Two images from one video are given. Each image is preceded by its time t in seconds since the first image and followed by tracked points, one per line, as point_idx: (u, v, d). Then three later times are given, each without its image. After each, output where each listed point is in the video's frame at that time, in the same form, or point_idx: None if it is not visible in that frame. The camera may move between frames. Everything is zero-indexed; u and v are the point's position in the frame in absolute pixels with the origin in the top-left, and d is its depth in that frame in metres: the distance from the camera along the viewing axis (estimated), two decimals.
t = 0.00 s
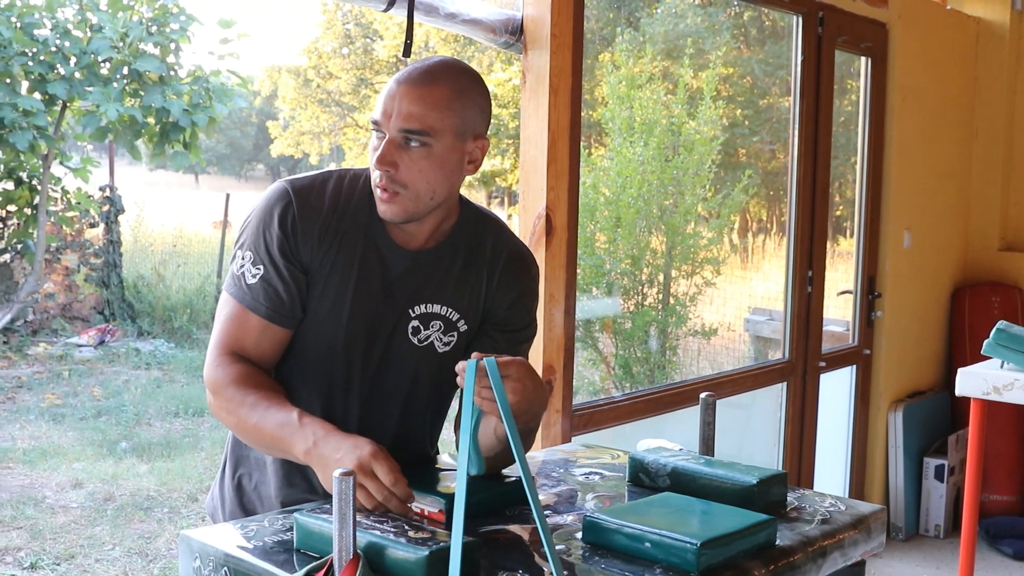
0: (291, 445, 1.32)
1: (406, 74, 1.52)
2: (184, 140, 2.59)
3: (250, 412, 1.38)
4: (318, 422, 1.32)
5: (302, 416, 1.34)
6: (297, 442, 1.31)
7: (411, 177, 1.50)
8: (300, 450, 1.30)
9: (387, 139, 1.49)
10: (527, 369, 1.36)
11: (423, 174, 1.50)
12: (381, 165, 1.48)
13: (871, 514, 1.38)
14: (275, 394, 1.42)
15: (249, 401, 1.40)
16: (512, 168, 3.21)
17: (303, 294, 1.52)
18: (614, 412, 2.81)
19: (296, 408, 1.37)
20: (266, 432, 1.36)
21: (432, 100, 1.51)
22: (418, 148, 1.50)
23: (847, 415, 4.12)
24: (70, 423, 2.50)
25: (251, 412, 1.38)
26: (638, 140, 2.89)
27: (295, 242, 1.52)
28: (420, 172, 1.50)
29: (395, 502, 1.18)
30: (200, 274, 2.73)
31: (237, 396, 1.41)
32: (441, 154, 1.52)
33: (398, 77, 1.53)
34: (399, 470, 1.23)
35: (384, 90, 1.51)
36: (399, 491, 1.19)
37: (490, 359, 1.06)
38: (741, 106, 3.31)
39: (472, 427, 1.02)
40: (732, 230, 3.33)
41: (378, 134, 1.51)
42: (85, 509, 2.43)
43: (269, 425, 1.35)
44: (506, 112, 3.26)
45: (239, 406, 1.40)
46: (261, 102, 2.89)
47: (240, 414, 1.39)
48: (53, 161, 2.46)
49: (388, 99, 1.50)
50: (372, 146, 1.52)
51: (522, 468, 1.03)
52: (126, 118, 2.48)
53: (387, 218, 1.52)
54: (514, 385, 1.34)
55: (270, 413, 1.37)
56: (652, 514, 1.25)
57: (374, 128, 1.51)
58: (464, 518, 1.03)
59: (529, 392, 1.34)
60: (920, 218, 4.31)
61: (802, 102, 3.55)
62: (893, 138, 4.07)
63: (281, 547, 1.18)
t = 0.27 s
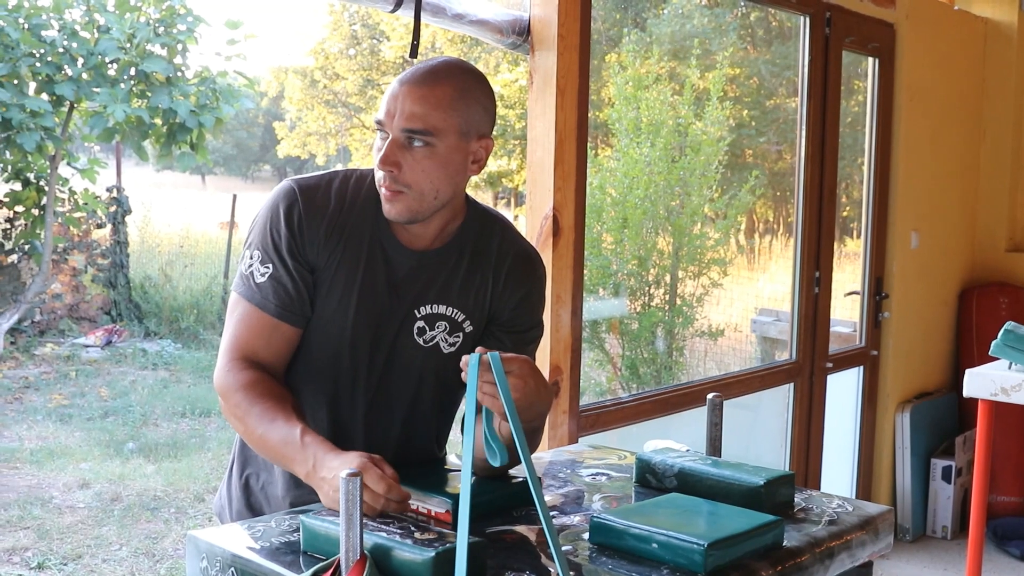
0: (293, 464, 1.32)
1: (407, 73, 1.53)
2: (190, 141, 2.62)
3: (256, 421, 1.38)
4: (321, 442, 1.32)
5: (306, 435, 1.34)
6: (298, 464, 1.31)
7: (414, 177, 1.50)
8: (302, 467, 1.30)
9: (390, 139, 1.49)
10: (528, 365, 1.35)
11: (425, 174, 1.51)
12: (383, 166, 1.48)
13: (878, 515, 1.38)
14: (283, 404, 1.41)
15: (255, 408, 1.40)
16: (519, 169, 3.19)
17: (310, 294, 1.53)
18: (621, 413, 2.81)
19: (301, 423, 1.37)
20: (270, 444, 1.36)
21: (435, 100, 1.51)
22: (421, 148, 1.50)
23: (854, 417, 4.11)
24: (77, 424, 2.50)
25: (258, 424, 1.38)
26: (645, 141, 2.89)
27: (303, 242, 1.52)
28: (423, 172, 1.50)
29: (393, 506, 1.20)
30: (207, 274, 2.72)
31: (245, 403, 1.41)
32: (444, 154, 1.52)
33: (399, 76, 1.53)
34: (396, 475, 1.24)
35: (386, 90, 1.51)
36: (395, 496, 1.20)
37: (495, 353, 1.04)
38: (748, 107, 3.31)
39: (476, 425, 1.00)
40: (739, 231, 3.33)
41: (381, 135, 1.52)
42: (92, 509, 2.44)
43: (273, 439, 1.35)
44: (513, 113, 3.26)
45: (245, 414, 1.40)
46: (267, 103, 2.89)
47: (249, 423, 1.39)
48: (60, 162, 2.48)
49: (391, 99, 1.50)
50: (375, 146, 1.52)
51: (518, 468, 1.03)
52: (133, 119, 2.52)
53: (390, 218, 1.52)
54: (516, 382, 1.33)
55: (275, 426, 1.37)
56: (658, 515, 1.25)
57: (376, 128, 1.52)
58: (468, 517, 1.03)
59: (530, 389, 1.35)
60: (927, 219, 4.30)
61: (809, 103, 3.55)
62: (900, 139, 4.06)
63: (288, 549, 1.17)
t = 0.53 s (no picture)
0: (296, 465, 1.32)
1: (413, 72, 1.53)
2: (193, 141, 2.62)
3: (261, 423, 1.38)
4: (323, 444, 1.32)
5: (309, 437, 1.34)
6: (301, 465, 1.31)
7: (422, 177, 1.50)
8: (304, 469, 1.30)
9: (397, 138, 1.49)
10: (532, 362, 1.37)
11: (433, 173, 1.51)
12: (390, 166, 1.48)
13: (882, 516, 1.38)
14: (287, 406, 1.42)
15: (260, 410, 1.40)
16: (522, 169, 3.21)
17: (315, 294, 1.53)
18: (624, 413, 2.81)
19: (305, 425, 1.37)
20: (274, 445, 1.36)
21: (442, 99, 1.51)
22: (429, 147, 1.50)
23: (857, 417, 4.11)
24: (81, 424, 2.50)
25: (262, 425, 1.38)
26: (647, 141, 2.89)
27: (308, 241, 1.52)
28: (431, 171, 1.50)
29: (390, 503, 1.19)
30: (210, 274, 2.73)
31: (251, 404, 1.41)
32: (452, 153, 1.52)
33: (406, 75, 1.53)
34: (395, 473, 1.23)
35: (393, 89, 1.51)
36: (393, 494, 1.20)
37: (501, 349, 1.02)
38: (751, 107, 3.30)
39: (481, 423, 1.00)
40: (742, 231, 3.32)
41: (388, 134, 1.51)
42: (95, 509, 2.44)
43: (277, 440, 1.35)
44: (515, 113, 3.26)
45: (250, 415, 1.40)
46: (270, 103, 2.90)
47: (253, 424, 1.39)
48: (63, 162, 2.47)
49: (398, 98, 1.50)
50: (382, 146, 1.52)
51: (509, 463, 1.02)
52: (136, 119, 2.52)
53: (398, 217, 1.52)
54: (519, 379, 1.35)
55: (279, 428, 1.37)
56: (661, 515, 1.25)
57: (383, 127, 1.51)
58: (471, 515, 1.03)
59: (534, 386, 1.35)
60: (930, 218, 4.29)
61: (812, 104, 3.55)
62: (903, 139, 4.06)
63: (291, 550, 1.17)
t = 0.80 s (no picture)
0: (297, 464, 1.32)
1: (418, 68, 1.54)
2: (195, 139, 2.61)
3: (263, 422, 1.39)
4: (324, 442, 1.32)
5: (310, 435, 1.34)
6: (302, 463, 1.31)
7: (426, 172, 1.50)
8: (305, 468, 1.30)
9: (402, 133, 1.50)
10: (530, 359, 1.37)
11: (437, 168, 1.51)
12: (395, 160, 1.48)
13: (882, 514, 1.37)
14: (289, 405, 1.42)
15: (262, 410, 1.40)
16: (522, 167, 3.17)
17: (315, 295, 1.53)
18: (624, 411, 2.81)
19: (305, 424, 1.37)
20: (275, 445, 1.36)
21: (447, 94, 1.52)
22: (433, 142, 1.50)
23: (857, 415, 4.11)
24: (81, 421, 2.50)
25: (263, 425, 1.38)
26: (648, 139, 2.89)
27: (307, 241, 1.52)
28: (435, 167, 1.51)
29: (391, 499, 1.19)
30: (211, 272, 2.73)
31: (253, 404, 1.41)
32: (456, 149, 1.52)
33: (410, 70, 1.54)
34: (393, 470, 1.23)
35: (399, 84, 1.52)
36: (393, 490, 1.19)
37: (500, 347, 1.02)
38: (751, 105, 3.30)
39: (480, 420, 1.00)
40: (742, 229, 3.32)
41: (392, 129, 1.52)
42: (96, 507, 2.44)
43: (279, 439, 1.36)
44: (516, 111, 3.26)
45: (252, 415, 1.40)
46: (271, 101, 2.89)
47: (255, 424, 1.40)
48: (64, 159, 2.49)
49: (403, 93, 1.50)
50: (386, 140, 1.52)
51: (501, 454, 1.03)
52: (136, 117, 2.51)
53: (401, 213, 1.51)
54: (518, 376, 1.35)
55: (280, 427, 1.37)
56: (661, 513, 1.25)
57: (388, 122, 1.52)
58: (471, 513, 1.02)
59: (533, 383, 1.36)
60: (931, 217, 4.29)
61: (812, 102, 3.55)
62: (904, 137, 4.05)
63: (291, 547, 1.17)
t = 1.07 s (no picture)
0: (295, 465, 1.32)
1: (427, 63, 1.55)
2: (193, 139, 2.61)
3: (262, 424, 1.39)
4: (322, 443, 1.32)
5: (308, 436, 1.34)
6: (300, 464, 1.31)
7: (431, 164, 1.51)
8: (303, 469, 1.30)
9: (408, 125, 1.51)
10: (525, 358, 1.36)
11: (441, 162, 1.52)
12: (400, 151, 1.49)
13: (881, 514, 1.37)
14: (288, 407, 1.42)
15: (261, 412, 1.40)
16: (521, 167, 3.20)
17: (315, 298, 1.53)
18: (623, 411, 2.81)
19: (304, 425, 1.37)
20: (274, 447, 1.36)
21: (454, 89, 1.54)
22: (439, 135, 1.52)
23: (856, 415, 4.11)
24: (80, 421, 2.50)
25: (262, 427, 1.38)
26: (646, 139, 2.89)
27: (306, 243, 1.52)
28: (440, 160, 1.52)
29: (389, 500, 1.19)
30: (209, 272, 2.72)
31: (251, 406, 1.41)
32: (461, 143, 1.54)
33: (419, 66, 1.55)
34: (392, 470, 1.23)
35: (406, 77, 1.53)
36: (391, 490, 1.19)
37: (495, 346, 1.02)
38: (750, 105, 3.30)
39: (477, 419, 1.00)
40: (741, 229, 3.33)
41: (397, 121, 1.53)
42: (94, 507, 2.44)
43: (278, 441, 1.36)
44: (514, 110, 3.27)
45: (251, 417, 1.40)
46: (267, 101, 2.86)
47: (254, 426, 1.40)
48: (62, 160, 2.49)
49: (410, 86, 1.52)
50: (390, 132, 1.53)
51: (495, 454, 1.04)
52: (135, 117, 2.52)
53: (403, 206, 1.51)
54: (514, 375, 1.34)
55: (279, 429, 1.37)
56: (660, 514, 1.25)
57: (393, 114, 1.53)
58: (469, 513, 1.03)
59: (529, 381, 1.35)
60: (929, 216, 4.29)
61: (811, 101, 3.55)
62: (902, 137, 4.06)
63: (290, 547, 1.17)
